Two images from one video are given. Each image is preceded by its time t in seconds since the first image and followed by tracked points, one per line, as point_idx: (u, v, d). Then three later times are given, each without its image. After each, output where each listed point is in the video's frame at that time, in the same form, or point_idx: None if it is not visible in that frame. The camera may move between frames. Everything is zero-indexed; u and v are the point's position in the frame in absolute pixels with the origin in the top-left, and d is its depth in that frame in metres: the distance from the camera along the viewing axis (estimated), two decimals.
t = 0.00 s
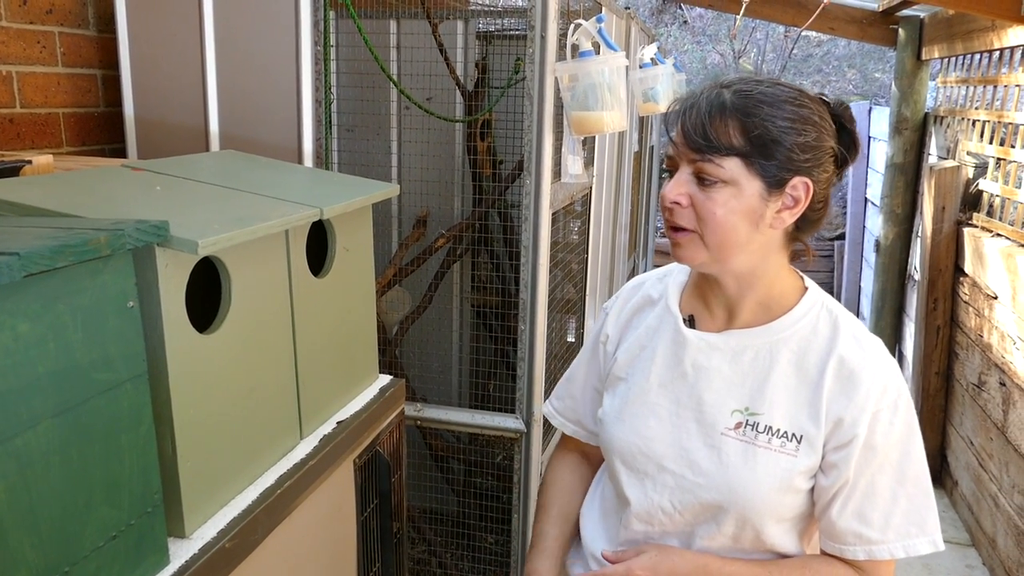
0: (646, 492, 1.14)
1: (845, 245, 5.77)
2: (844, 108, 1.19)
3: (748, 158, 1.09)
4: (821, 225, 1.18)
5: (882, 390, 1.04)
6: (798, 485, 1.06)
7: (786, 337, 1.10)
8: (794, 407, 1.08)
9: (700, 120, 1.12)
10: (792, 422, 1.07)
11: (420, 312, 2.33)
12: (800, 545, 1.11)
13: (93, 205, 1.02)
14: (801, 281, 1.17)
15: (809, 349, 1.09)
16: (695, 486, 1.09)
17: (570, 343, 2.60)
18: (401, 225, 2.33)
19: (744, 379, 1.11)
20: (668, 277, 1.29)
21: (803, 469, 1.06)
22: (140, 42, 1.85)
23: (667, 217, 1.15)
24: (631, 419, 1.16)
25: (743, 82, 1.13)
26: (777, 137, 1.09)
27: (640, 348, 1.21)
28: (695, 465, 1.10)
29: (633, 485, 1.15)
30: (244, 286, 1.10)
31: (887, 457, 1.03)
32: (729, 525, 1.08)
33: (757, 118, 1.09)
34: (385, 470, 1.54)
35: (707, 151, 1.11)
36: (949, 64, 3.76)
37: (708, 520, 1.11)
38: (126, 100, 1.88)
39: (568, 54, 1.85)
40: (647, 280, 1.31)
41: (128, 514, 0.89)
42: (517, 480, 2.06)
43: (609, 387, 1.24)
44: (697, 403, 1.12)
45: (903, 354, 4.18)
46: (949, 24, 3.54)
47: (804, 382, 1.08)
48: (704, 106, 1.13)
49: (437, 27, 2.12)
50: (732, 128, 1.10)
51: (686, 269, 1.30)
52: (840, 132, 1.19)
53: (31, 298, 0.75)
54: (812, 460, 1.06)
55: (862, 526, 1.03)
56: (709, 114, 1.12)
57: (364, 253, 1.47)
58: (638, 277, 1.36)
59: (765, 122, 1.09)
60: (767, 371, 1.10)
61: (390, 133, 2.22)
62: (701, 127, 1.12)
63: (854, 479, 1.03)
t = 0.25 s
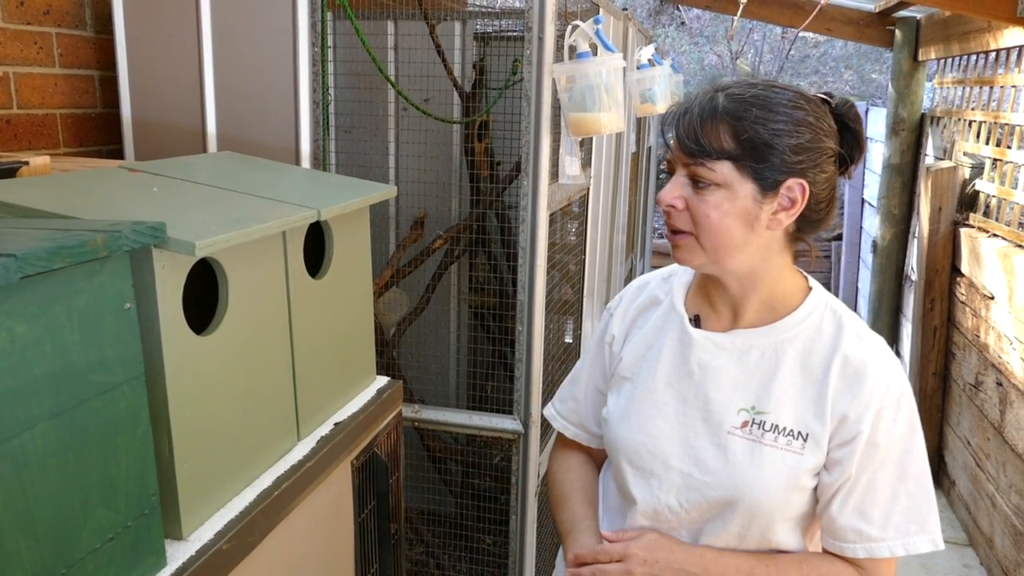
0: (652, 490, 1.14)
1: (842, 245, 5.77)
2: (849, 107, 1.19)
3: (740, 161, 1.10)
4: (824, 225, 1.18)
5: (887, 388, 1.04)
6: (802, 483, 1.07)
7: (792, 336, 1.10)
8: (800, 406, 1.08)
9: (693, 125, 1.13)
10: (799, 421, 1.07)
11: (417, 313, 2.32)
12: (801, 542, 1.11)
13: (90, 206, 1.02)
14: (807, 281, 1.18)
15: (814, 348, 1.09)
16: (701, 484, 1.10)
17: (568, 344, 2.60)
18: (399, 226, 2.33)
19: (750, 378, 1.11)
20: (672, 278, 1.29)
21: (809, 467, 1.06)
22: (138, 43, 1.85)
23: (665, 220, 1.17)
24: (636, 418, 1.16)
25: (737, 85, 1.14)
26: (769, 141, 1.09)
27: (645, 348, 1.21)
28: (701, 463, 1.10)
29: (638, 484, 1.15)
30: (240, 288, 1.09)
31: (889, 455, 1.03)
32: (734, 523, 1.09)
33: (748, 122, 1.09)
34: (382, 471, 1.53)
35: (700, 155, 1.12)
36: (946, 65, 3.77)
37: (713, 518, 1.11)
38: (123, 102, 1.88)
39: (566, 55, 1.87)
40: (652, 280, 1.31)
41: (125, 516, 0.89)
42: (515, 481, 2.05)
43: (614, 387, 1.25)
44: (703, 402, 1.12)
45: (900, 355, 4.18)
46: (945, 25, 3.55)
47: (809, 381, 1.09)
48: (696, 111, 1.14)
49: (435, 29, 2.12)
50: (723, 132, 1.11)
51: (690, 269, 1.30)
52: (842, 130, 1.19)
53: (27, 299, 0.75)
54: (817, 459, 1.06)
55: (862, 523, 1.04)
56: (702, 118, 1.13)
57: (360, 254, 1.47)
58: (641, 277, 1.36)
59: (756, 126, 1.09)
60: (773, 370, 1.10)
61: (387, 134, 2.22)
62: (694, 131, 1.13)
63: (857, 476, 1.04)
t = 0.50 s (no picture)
0: (653, 490, 1.14)
1: (839, 247, 5.79)
2: (846, 107, 1.19)
3: (744, 162, 1.10)
4: (824, 224, 1.19)
5: (888, 389, 1.05)
6: (802, 483, 1.07)
7: (792, 337, 1.10)
8: (800, 406, 1.08)
9: (695, 126, 1.13)
10: (798, 421, 1.08)
11: (415, 314, 2.33)
12: (800, 543, 1.11)
13: (87, 207, 1.02)
14: (807, 283, 1.18)
15: (814, 349, 1.10)
16: (701, 484, 1.10)
17: (565, 345, 2.60)
18: (396, 228, 2.32)
19: (751, 378, 1.11)
20: (673, 279, 1.30)
21: (808, 468, 1.06)
22: (135, 44, 1.85)
23: (670, 222, 1.17)
24: (637, 419, 1.16)
25: (737, 86, 1.14)
26: (772, 140, 1.09)
27: (645, 348, 1.21)
28: (701, 463, 1.11)
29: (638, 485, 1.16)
30: (236, 290, 1.09)
31: (888, 456, 1.04)
32: (734, 523, 1.09)
33: (750, 122, 1.10)
34: (379, 471, 1.54)
35: (703, 157, 1.12)
36: (942, 67, 3.78)
37: (713, 518, 1.11)
38: (120, 103, 1.88)
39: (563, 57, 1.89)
40: (652, 281, 1.31)
41: (121, 517, 0.89)
42: (512, 482, 2.05)
43: (614, 387, 1.25)
44: (704, 403, 1.13)
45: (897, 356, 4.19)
46: (941, 27, 3.56)
47: (809, 382, 1.09)
48: (698, 112, 1.14)
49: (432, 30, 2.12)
50: (726, 133, 1.11)
51: (689, 270, 1.31)
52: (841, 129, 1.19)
53: (24, 300, 0.75)
54: (817, 460, 1.06)
55: (860, 524, 1.04)
56: (704, 119, 1.13)
57: (358, 255, 1.47)
58: (641, 278, 1.37)
59: (759, 126, 1.09)
60: (774, 371, 1.10)
61: (384, 135, 2.21)
62: (696, 133, 1.13)
63: (856, 476, 1.04)
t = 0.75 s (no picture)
0: (648, 488, 1.15)
1: (836, 249, 5.80)
2: (839, 110, 1.20)
3: (749, 158, 1.11)
4: (821, 224, 1.20)
5: (883, 390, 1.05)
6: (796, 483, 1.08)
7: (787, 337, 1.11)
8: (794, 406, 1.09)
9: (700, 122, 1.14)
10: (792, 421, 1.08)
11: (412, 314, 2.33)
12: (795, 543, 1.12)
13: (85, 207, 1.02)
14: (804, 283, 1.18)
15: (809, 350, 1.10)
16: (695, 482, 1.11)
17: (563, 346, 2.60)
18: (394, 228, 2.33)
19: (745, 378, 1.12)
20: (671, 278, 1.30)
21: (802, 468, 1.07)
22: (133, 45, 1.85)
23: (672, 219, 1.16)
24: (633, 416, 1.17)
25: (739, 85, 1.15)
26: (776, 137, 1.11)
27: (642, 347, 1.22)
28: (695, 461, 1.11)
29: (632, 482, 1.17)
30: (233, 290, 1.10)
31: (883, 458, 1.05)
32: (729, 522, 1.10)
33: (755, 119, 1.11)
34: (376, 471, 1.55)
35: (708, 152, 1.12)
36: (939, 69, 3.79)
37: (707, 516, 1.12)
38: (118, 103, 1.88)
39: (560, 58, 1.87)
40: (650, 280, 1.32)
41: (118, 515, 0.89)
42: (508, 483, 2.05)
43: (611, 385, 1.25)
44: (698, 401, 1.13)
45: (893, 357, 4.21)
46: (938, 29, 3.57)
47: (804, 382, 1.09)
48: (701, 110, 1.15)
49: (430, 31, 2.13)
50: (731, 129, 1.12)
51: (688, 270, 1.31)
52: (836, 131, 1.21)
53: (22, 299, 0.76)
54: (810, 460, 1.07)
55: (856, 525, 1.05)
56: (708, 116, 1.14)
57: (356, 255, 1.48)
58: (639, 278, 1.37)
59: (764, 122, 1.11)
60: (769, 371, 1.11)
61: (382, 136, 2.22)
62: (701, 129, 1.13)
63: (851, 478, 1.05)
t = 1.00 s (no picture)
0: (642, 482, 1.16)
1: (833, 249, 5.82)
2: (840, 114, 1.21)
3: (755, 154, 1.12)
4: (819, 225, 1.20)
5: (877, 390, 1.05)
6: (789, 481, 1.07)
7: (783, 335, 1.11)
8: (788, 402, 1.09)
9: (708, 118, 1.15)
10: (785, 419, 1.09)
11: (409, 315, 2.33)
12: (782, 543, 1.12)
13: (83, 208, 1.02)
14: (802, 283, 1.19)
15: (805, 348, 1.11)
16: (688, 477, 1.12)
17: (560, 346, 2.61)
18: (391, 229, 2.33)
19: (741, 375, 1.13)
20: (672, 277, 1.31)
21: (796, 465, 1.07)
22: (131, 46, 1.85)
23: (673, 213, 1.16)
24: (629, 411, 1.18)
25: (748, 85, 1.16)
26: (783, 136, 1.11)
27: (640, 343, 1.23)
28: (689, 457, 1.12)
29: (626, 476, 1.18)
30: (231, 291, 1.10)
31: (866, 457, 1.05)
32: (718, 517, 1.10)
33: (763, 116, 1.12)
34: (374, 471, 1.55)
35: (715, 147, 1.13)
36: (935, 70, 3.80)
37: (698, 513, 1.13)
38: (116, 105, 1.89)
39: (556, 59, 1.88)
40: (651, 279, 1.33)
41: (116, 515, 0.90)
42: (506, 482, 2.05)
43: (609, 380, 1.26)
44: (694, 397, 1.14)
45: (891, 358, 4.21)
46: (934, 30, 3.58)
47: (799, 381, 1.10)
48: (710, 106, 1.15)
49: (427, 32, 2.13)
50: (739, 125, 1.12)
51: (691, 270, 1.32)
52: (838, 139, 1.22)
53: (21, 300, 0.76)
54: (802, 458, 1.07)
55: (829, 521, 1.04)
56: (716, 112, 1.14)
57: (354, 256, 1.49)
58: (640, 277, 1.38)
59: (772, 120, 1.11)
60: (764, 368, 1.11)
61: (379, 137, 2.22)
62: (709, 124, 1.14)
63: (828, 469, 1.05)
